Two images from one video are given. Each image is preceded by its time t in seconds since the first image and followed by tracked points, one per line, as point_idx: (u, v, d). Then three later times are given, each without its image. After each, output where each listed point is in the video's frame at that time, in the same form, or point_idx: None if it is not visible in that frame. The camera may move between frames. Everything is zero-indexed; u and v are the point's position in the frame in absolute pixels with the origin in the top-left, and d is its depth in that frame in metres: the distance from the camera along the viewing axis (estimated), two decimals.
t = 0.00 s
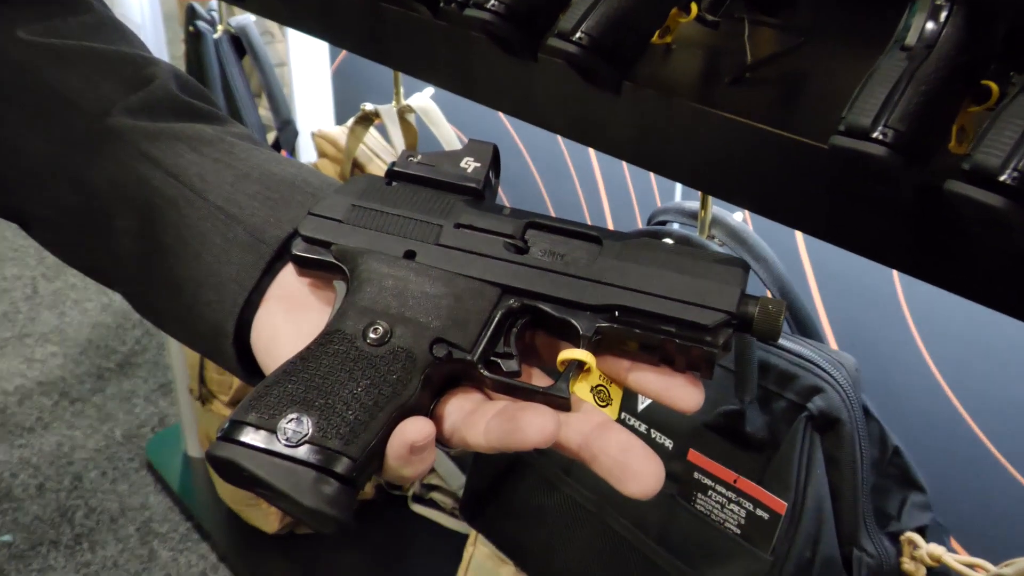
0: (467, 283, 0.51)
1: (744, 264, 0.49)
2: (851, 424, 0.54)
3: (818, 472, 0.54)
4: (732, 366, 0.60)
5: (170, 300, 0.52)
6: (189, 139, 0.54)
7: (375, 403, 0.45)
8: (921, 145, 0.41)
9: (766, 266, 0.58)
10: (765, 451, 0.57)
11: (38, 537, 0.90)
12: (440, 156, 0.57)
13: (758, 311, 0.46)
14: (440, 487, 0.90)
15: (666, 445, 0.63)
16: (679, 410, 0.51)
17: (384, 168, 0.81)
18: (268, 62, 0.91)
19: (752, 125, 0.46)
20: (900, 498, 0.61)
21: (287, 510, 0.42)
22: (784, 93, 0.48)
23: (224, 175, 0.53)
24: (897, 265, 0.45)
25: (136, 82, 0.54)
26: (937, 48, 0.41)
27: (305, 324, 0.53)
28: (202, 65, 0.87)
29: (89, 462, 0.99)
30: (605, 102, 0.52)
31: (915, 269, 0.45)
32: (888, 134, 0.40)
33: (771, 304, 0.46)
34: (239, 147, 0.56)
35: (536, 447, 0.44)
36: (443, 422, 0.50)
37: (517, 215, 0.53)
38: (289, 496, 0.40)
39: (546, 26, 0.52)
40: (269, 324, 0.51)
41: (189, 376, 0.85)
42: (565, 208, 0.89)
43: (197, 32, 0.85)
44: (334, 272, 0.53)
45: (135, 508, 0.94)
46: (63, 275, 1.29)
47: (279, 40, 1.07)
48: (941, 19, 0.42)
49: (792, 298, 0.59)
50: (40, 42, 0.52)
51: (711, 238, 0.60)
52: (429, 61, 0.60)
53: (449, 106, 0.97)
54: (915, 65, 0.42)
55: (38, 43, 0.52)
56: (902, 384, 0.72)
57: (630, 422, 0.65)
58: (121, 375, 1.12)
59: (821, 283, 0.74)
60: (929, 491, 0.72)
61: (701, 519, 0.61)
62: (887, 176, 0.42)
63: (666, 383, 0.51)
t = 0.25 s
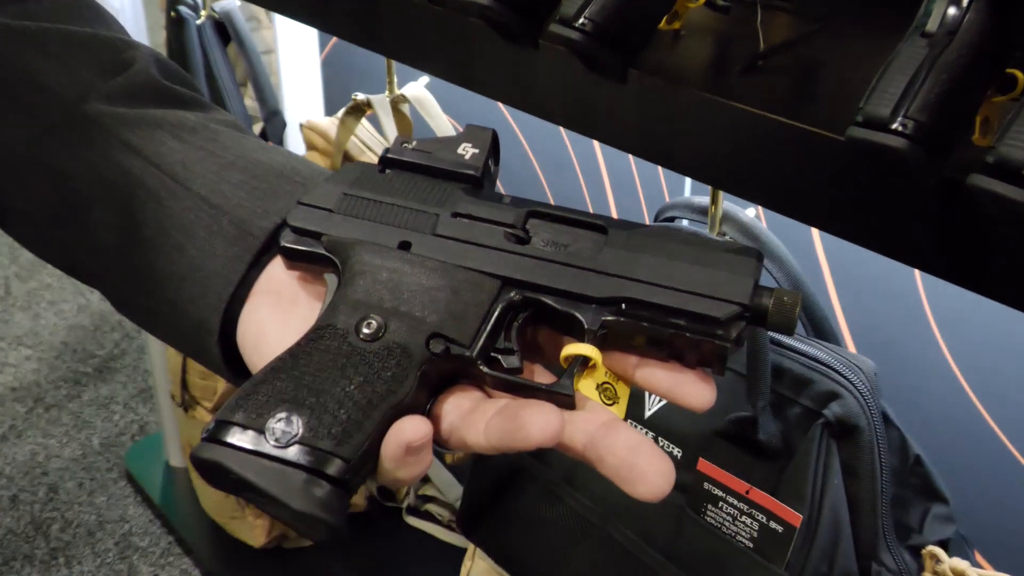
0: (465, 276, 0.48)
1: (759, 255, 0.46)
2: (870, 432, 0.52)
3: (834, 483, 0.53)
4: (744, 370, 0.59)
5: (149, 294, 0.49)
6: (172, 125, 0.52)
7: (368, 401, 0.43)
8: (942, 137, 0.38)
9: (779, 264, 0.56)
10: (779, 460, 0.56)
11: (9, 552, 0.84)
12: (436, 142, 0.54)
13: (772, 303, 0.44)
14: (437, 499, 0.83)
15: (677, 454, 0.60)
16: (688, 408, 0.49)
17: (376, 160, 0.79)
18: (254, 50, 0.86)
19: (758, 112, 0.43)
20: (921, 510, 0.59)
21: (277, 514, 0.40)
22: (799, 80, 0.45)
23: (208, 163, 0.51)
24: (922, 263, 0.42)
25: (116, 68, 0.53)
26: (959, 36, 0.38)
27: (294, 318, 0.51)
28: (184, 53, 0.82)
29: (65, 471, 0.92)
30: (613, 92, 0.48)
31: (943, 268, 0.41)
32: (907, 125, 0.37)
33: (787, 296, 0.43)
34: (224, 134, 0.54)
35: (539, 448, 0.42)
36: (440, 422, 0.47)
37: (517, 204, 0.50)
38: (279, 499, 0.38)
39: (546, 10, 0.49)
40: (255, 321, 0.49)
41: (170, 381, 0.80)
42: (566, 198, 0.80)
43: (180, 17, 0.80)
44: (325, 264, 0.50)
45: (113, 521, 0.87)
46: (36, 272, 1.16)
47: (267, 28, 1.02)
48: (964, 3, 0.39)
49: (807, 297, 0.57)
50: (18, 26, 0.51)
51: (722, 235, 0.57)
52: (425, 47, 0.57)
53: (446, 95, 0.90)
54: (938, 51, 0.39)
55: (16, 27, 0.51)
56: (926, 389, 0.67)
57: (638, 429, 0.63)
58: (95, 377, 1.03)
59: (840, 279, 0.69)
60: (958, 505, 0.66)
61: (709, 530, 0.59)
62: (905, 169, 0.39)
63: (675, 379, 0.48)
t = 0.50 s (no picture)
0: (462, 272, 0.46)
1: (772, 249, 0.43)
2: (888, 439, 0.50)
3: (852, 492, 0.51)
4: (752, 373, 0.55)
5: (131, 291, 0.48)
6: (153, 116, 0.51)
7: (360, 405, 0.40)
8: (970, 129, 0.35)
9: (794, 263, 0.54)
10: (793, 469, 0.53)
11: None
12: (430, 131, 0.51)
13: (785, 301, 0.41)
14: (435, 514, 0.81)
15: (684, 463, 0.59)
16: (699, 411, 0.46)
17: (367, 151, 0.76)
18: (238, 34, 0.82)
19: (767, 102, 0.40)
20: (943, 522, 0.55)
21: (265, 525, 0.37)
22: (817, 66, 0.42)
23: (192, 155, 0.50)
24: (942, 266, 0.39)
25: (93, 54, 0.52)
26: (983, 21, 0.35)
27: (281, 317, 0.49)
28: (165, 38, 0.77)
29: (40, 481, 0.87)
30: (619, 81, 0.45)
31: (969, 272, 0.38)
32: (926, 117, 0.34)
33: (800, 292, 0.41)
34: (209, 125, 0.53)
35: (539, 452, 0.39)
36: (436, 425, 0.44)
37: (517, 196, 0.47)
38: (268, 507, 0.36)
39: None
40: (243, 321, 0.48)
41: (152, 385, 0.77)
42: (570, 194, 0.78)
43: None
44: (315, 261, 0.48)
45: (91, 534, 0.83)
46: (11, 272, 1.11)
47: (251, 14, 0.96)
48: None
49: (822, 296, 0.55)
50: None
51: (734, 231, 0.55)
52: (419, 34, 0.55)
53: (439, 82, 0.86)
54: (960, 38, 0.35)
55: None
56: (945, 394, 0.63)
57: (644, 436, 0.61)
58: (76, 385, 0.98)
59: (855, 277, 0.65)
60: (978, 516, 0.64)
61: (723, 544, 0.57)
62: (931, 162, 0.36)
63: (684, 380, 0.46)
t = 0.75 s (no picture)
0: (453, 274, 0.44)
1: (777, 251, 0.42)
2: (905, 445, 0.48)
3: (866, 499, 0.50)
4: (763, 377, 0.55)
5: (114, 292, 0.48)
6: (135, 111, 0.51)
7: (346, 413, 0.39)
8: (988, 124, 0.32)
9: (805, 261, 0.52)
10: (805, 477, 0.52)
11: None
12: (422, 127, 0.49)
13: (791, 305, 0.39)
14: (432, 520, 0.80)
15: (691, 470, 0.57)
16: (700, 420, 0.44)
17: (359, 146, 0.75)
18: (226, 25, 0.80)
19: (775, 95, 0.37)
20: (960, 532, 0.55)
21: (249, 537, 0.36)
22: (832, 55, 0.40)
23: (174, 151, 0.50)
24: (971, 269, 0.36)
25: (73, 47, 0.51)
26: (1000, 11, 0.33)
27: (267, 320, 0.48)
28: (151, 29, 0.77)
29: (20, 489, 0.86)
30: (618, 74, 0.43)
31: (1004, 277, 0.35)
32: (943, 109, 0.31)
33: (806, 296, 0.39)
34: (192, 120, 0.52)
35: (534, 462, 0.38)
36: (426, 434, 0.43)
37: (512, 196, 0.45)
38: (251, 519, 0.34)
39: None
40: (225, 328, 0.47)
41: (137, 390, 0.76)
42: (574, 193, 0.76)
43: None
44: (301, 262, 0.47)
45: (73, 544, 0.81)
46: None
47: None
48: None
49: (834, 297, 0.53)
50: None
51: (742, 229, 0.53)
52: (414, 25, 0.53)
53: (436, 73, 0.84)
54: (977, 28, 0.33)
55: None
56: (963, 397, 0.61)
57: (648, 442, 0.60)
58: (57, 389, 0.97)
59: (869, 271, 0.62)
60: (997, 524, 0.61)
61: (732, 555, 0.55)
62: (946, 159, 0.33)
63: (685, 388, 0.44)
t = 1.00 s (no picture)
0: (454, 276, 0.43)
1: (782, 253, 0.41)
2: (911, 447, 0.48)
3: (872, 502, 0.49)
4: (768, 378, 0.54)
5: (111, 293, 0.47)
6: (130, 109, 0.50)
7: (345, 418, 0.38)
8: (998, 121, 0.31)
9: (810, 260, 0.51)
10: (810, 480, 0.51)
11: None
12: (423, 127, 0.49)
13: (798, 309, 0.38)
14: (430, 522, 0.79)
15: (694, 471, 0.57)
16: (703, 425, 0.44)
17: (358, 144, 0.74)
18: (224, 24, 0.79)
19: (779, 90, 0.37)
20: (967, 535, 0.54)
21: (246, 542, 0.35)
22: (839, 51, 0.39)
23: (170, 150, 0.49)
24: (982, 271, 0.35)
25: (67, 44, 0.51)
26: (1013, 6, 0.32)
27: (265, 322, 0.48)
28: (146, 25, 0.77)
29: (14, 490, 0.85)
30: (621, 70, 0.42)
31: (1013, 278, 0.34)
32: (952, 105, 0.30)
33: (812, 301, 0.38)
34: (189, 118, 0.52)
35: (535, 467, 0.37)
36: (427, 439, 0.42)
37: (514, 197, 0.45)
38: (248, 525, 0.34)
39: None
40: (222, 332, 0.47)
41: (132, 390, 0.76)
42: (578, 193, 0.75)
43: None
44: (299, 264, 0.46)
45: (69, 546, 0.81)
46: None
47: None
48: None
49: (840, 297, 0.53)
50: None
51: (746, 228, 0.52)
52: (415, 20, 0.52)
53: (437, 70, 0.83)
54: (986, 24, 0.32)
55: None
56: (971, 398, 0.60)
57: (652, 443, 0.59)
58: (51, 390, 0.96)
59: (875, 270, 0.61)
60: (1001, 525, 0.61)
61: (735, 558, 0.55)
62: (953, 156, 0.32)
63: (689, 393, 0.43)
